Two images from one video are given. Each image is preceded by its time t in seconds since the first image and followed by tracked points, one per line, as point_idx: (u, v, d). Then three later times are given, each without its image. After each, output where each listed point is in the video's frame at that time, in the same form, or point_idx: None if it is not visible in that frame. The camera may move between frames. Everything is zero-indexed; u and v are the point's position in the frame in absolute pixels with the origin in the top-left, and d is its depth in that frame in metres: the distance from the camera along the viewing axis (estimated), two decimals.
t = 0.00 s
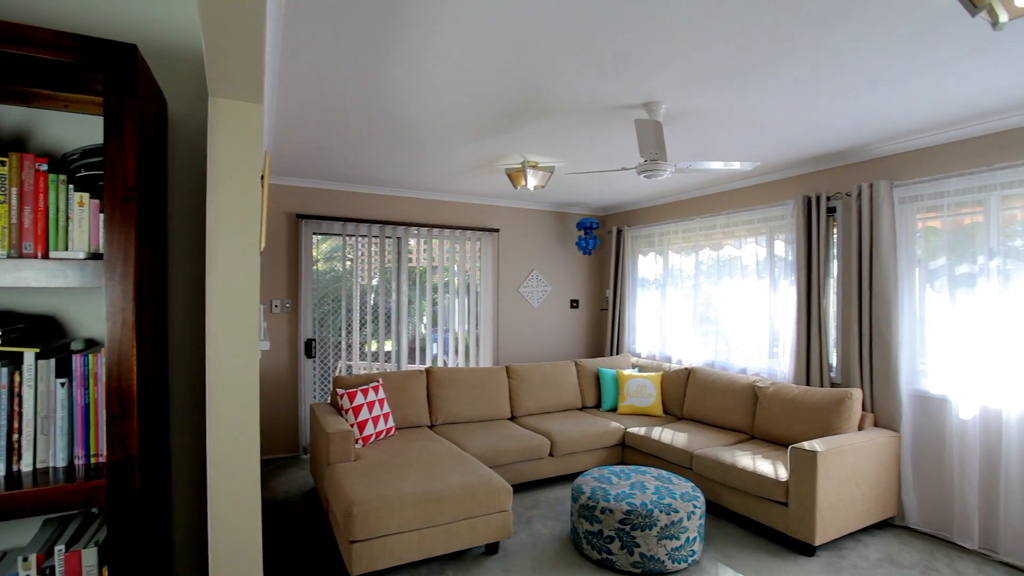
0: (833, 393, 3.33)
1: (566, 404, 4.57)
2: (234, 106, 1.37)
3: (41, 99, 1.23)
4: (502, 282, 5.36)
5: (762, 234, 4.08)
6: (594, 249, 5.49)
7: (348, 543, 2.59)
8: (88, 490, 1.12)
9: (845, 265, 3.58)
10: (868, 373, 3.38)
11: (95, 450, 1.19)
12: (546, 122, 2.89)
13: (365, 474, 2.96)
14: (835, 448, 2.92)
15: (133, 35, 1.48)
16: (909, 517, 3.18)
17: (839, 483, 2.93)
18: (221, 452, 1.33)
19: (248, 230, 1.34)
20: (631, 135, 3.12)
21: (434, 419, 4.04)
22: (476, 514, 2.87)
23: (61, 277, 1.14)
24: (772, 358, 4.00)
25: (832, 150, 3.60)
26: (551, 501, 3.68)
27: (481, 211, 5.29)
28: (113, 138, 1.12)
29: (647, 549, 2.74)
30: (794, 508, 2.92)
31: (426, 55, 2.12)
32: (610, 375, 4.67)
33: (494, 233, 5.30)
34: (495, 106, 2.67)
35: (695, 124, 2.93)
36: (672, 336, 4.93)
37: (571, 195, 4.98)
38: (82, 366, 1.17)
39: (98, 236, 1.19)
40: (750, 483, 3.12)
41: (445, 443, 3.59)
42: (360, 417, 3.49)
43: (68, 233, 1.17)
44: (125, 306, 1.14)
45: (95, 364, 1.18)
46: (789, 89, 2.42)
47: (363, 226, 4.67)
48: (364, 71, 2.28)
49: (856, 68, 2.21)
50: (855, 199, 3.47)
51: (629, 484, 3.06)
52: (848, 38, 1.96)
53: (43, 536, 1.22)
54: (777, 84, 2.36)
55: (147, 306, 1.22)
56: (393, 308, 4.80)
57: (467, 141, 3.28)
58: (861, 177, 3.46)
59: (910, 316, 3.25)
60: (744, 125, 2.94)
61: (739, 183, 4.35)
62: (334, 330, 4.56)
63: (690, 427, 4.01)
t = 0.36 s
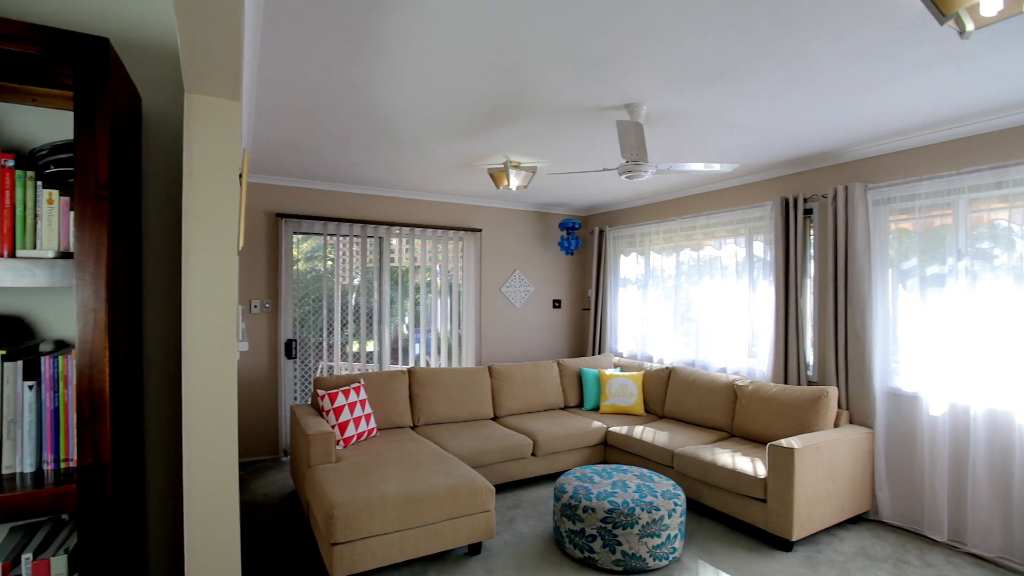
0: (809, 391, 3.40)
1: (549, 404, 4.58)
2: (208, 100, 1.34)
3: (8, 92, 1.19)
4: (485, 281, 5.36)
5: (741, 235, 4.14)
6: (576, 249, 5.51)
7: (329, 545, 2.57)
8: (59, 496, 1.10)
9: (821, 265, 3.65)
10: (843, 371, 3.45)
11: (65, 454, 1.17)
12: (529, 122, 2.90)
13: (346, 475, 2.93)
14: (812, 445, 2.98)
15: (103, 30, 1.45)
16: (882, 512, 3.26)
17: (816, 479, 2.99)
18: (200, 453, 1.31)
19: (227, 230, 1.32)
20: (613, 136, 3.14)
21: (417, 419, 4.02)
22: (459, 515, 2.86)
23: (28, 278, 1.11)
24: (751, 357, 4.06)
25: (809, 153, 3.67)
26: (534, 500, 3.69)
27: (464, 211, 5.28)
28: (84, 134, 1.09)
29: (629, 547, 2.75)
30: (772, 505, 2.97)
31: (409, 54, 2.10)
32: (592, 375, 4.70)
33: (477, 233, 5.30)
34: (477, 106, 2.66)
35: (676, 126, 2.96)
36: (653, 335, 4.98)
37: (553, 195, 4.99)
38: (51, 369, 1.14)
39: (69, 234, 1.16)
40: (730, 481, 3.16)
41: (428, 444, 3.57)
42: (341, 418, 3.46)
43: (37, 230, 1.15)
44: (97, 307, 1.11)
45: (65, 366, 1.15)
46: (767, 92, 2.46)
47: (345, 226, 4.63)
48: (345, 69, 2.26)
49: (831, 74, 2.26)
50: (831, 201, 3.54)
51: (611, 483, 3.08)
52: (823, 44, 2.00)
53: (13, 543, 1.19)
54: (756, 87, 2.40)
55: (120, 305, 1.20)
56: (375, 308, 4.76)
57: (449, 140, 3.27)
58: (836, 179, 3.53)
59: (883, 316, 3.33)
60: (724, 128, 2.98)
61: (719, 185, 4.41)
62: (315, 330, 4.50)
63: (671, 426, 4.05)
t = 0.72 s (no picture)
0: (787, 390, 3.46)
1: (531, 404, 4.59)
2: (184, 96, 1.37)
3: None
4: (467, 281, 5.34)
5: (720, 236, 4.20)
6: (558, 250, 5.53)
7: (310, 548, 2.55)
8: (26, 501, 1.08)
9: (798, 266, 3.71)
10: (820, 370, 3.52)
11: (32, 459, 1.16)
12: (512, 123, 2.90)
13: (326, 477, 2.90)
14: (789, 442, 3.03)
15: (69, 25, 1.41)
16: (857, 507, 3.33)
17: (793, 476, 3.04)
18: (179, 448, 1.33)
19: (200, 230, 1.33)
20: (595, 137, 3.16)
21: (399, 420, 3.99)
22: (442, 516, 2.85)
23: None
24: (730, 356, 4.12)
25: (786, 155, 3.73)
26: (516, 500, 3.69)
27: (446, 210, 5.26)
28: (53, 133, 1.08)
29: (610, 545, 2.77)
30: (750, 501, 3.02)
31: (391, 53, 2.10)
32: (575, 375, 4.72)
33: (459, 232, 5.28)
34: (458, 105, 2.65)
35: (656, 128, 2.99)
36: (635, 335, 5.02)
37: (536, 195, 4.99)
38: (18, 371, 1.13)
39: (37, 232, 1.15)
40: (710, 479, 3.20)
41: (409, 445, 3.55)
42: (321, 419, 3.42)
43: (3, 230, 1.13)
44: (66, 307, 1.10)
45: (32, 367, 1.14)
46: (745, 95, 2.50)
47: (325, 225, 4.58)
48: (326, 68, 2.24)
49: (805, 78, 2.30)
50: (808, 203, 3.61)
51: (593, 482, 3.10)
52: (798, 48, 2.04)
53: None
54: (733, 90, 2.44)
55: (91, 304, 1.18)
56: (356, 309, 4.71)
57: (431, 140, 3.25)
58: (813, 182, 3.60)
59: (857, 316, 3.40)
60: (703, 130, 3.02)
61: (699, 186, 4.46)
62: (295, 331, 4.44)
63: (652, 425, 4.09)
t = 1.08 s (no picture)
0: (764, 388, 3.52)
1: (513, 403, 4.59)
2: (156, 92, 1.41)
3: None
4: (449, 281, 5.33)
5: (700, 236, 4.25)
6: (540, 250, 5.55)
7: (288, 552, 2.51)
8: None
9: (775, 267, 3.78)
10: (796, 369, 3.58)
11: None
12: (493, 123, 2.90)
13: (305, 479, 2.87)
14: (766, 439, 3.08)
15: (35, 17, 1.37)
16: (831, 503, 3.41)
17: (770, 473, 3.09)
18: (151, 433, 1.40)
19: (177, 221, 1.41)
20: (576, 137, 3.17)
21: (380, 421, 3.96)
22: (423, 517, 2.83)
23: None
24: (709, 355, 4.18)
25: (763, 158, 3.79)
26: (498, 500, 3.69)
27: (427, 210, 5.23)
28: (20, 137, 1.08)
29: (592, 544, 2.79)
30: (729, 499, 3.06)
31: (371, 51, 2.08)
32: (557, 375, 4.73)
33: (441, 232, 5.27)
34: (439, 104, 2.64)
35: (637, 129, 3.01)
36: (616, 335, 5.06)
37: (518, 195, 5.00)
38: None
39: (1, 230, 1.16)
40: (690, 476, 3.23)
41: (390, 446, 3.52)
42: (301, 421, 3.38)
43: None
44: (34, 308, 1.11)
45: None
46: (724, 98, 2.53)
47: (305, 224, 4.52)
48: (304, 65, 2.21)
49: (782, 81, 2.34)
50: (784, 205, 3.67)
51: (575, 482, 3.11)
52: (775, 52, 2.07)
53: None
54: (712, 92, 2.47)
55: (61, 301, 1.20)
56: (336, 309, 4.66)
57: (412, 139, 3.23)
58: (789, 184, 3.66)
59: (831, 316, 3.48)
60: (682, 132, 3.06)
61: (679, 187, 4.51)
62: (273, 332, 4.38)
63: (633, 424, 4.12)
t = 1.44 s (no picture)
0: (742, 387, 3.57)
1: (495, 403, 4.59)
2: (129, 88, 1.55)
3: None
4: (431, 281, 5.30)
5: (680, 237, 4.29)
6: (522, 250, 5.55)
7: (267, 556, 2.47)
8: None
9: (753, 267, 3.84)
10: (773, 368, 3.64)
11: None
12: (475, 123, 2.89)
13: (284, 481, 2.83)
14: (744, 437, 3.13)
15: None
16: (807, 499, 3.47)
17: (749, 470, 3.14)
18: (123, 408, 1.53)
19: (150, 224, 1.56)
20: (558, 138, 3.18)
21: (361, 422, 3.92)
22: (404, 518, 2.82)
23: None
24: (689, 354, 4.23)
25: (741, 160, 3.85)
26: (480, 500, 3.68)
27: (409, 209, 5.20)
28: None
29: (573, 543, 2.80)
30: (708, 496, 3.10)
31: (351, 49, 2.06)
32: (539, 374, 4.74)
33: (423, 232, 5.24)
34: (420, 104, 2.62)
35: (618, 130, 3.04)
36: (597, 334, 5.09)
37: (500, 195, 5.00)
38: None
39: None
40: (670, 475, 3.26)
41: (371, 447, 3.49)
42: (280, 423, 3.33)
43: None
44: None
45: None
46: (702, 100, 2.56)
47: (284, 223, 4.46)
48: (284, 62, 2.18)
49: (758, 85, 2.38)
50: (762, 206, 3.73)
51: (556, 481, 3.12)
52: (752, 56, 2.10)
53: None
54: (691, 95, 2.50)
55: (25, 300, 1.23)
56: (317, 309, 4.61)
57: (393, 138, 3.21)
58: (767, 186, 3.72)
59: (807, 315, 3.54)
60: (663, 134, 3.09)
61: (659, 188, 4.56)
62: (252, 332, 4.31)
63: (615, 423, 4.15)
